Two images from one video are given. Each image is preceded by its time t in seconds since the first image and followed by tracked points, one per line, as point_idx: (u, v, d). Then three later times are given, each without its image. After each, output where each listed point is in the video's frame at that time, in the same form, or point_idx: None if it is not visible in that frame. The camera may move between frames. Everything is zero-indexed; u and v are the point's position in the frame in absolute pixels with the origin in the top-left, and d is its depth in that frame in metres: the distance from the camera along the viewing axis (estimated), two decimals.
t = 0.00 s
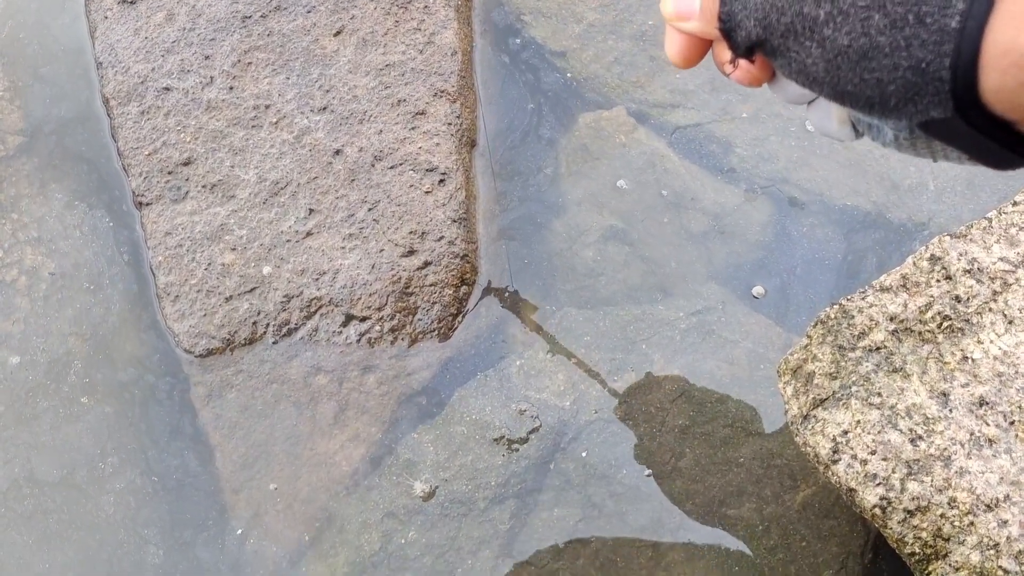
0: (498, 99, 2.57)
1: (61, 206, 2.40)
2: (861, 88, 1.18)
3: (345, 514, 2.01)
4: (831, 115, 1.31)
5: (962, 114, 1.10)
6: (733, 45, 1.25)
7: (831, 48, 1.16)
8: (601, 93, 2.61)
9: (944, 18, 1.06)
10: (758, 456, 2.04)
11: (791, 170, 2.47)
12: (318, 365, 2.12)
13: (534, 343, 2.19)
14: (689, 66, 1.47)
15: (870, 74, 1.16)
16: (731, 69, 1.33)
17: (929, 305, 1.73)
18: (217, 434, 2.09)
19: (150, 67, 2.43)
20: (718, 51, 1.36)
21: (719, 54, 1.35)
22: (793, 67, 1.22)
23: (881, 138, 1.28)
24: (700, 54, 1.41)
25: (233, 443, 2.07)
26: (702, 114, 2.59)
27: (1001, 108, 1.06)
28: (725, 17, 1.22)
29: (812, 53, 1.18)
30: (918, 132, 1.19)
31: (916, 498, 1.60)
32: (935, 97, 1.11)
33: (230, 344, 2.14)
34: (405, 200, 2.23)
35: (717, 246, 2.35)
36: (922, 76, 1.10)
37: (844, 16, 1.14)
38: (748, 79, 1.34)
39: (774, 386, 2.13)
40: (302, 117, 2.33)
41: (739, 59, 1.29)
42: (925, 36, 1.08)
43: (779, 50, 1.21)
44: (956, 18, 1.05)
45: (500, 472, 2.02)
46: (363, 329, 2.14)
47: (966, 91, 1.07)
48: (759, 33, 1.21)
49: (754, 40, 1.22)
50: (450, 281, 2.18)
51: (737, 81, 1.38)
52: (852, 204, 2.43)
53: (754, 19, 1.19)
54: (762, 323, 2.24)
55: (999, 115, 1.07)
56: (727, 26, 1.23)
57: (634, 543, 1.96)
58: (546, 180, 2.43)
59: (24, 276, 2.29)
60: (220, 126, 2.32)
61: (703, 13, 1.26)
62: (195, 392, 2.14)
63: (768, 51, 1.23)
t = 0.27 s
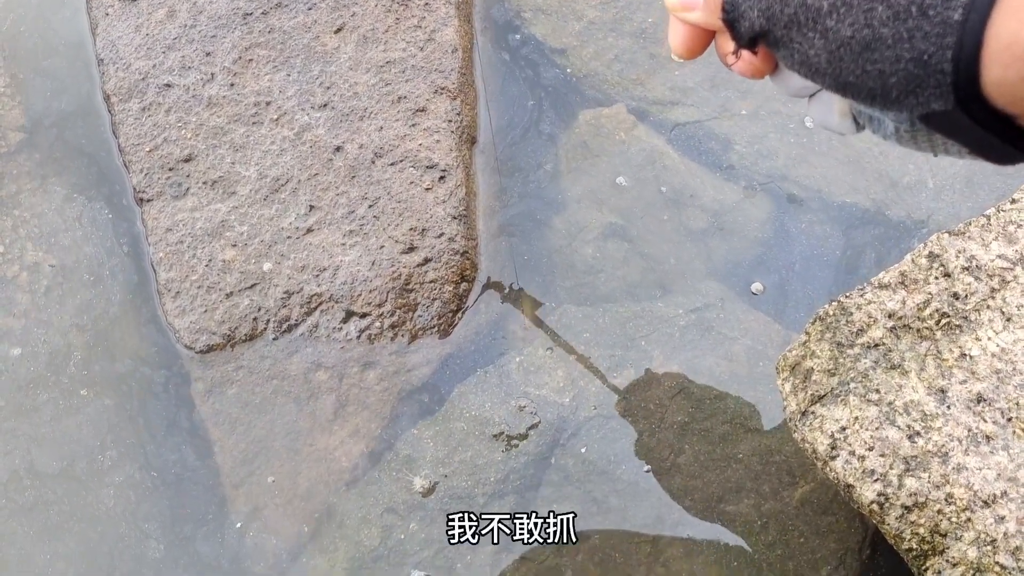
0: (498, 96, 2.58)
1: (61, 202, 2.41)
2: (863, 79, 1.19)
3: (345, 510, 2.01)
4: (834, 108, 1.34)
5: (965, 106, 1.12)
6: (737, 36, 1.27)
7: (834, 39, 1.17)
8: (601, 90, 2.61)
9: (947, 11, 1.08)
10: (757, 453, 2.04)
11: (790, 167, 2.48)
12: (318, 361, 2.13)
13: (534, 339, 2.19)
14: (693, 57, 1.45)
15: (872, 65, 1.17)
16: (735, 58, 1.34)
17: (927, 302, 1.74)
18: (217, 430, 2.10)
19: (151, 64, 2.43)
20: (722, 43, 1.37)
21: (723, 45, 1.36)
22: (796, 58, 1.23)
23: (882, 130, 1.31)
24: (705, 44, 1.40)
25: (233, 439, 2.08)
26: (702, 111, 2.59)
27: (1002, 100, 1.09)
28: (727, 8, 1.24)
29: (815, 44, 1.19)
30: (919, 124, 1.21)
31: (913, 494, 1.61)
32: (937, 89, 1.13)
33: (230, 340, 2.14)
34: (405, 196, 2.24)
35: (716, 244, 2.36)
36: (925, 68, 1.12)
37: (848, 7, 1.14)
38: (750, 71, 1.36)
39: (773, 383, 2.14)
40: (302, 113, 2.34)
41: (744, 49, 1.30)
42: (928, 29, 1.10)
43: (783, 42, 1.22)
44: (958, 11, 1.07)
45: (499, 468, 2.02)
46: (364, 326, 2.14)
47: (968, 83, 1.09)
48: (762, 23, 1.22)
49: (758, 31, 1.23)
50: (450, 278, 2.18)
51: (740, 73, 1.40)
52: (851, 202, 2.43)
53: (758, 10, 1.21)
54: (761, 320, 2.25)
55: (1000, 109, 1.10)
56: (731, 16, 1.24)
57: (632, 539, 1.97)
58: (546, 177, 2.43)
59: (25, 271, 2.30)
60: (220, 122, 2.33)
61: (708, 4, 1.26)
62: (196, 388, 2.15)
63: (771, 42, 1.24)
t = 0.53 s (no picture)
0: (497, 94, 2.58)
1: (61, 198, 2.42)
2: (866, 75, 1.06)
3: (343, 506, 2.02)
4: (836, 104, 1.21)
5: (967, 106, 0.99)
6: (738, 29, 1.15)
7: (836, 34, 1.05)
8: (600, 88, 2.61)
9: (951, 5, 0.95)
10: (754, 450, 2.05)
11: (788, 166, 2.48)
12: (317, 358, 2.13)
13: (532, 337, 2.20)
14: (693, 51, 1.29)
15: (875, 61, 1.05)
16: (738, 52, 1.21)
17: (924, 300, 1.74)
18: (216, 427, 2.10)
19: (151, 61, 2.44)
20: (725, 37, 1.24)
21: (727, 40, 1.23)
22: (797, 53, 1.11)
23: (884, 128, 1.18)
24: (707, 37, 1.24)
25: (232, 435, 2.09)
26: (700, 109, 2.59)
27: (1006, 101, 0.95)
28: None
29: (817, 39, 1.07)
30: (921, 121, 1.08)
31: (909, 492, 1.61)
32: (940, 86, 1.00)
33: (229, 338, 2.15)
34: (404, 194, 2.24)
35: (714, 242, 2.36)
36: (927, 66, 0.99)
37: None
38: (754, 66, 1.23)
39: (770, 381, 2.14)
40: (301, 111, 2.34)
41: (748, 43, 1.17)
42: (931, 24, 0.97)
43: (783, 36, 1.10)
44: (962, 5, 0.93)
45: (497, 465, 2.03)
46: (362, 323, 2.15)
47: (970, 81, 0.96)
48: (763, 17, 1.10)
49: (759, 25, 1.12)
50: (448, 275, 2.19)
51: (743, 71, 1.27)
52: (849, 200, 2.43)
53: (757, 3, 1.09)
54: (758, 318, 2.25)
55: (1004, 108, 0.96)
56: (732, 9, 1.13)
57: (630, 536, 1.98)
58: (544, 175, 2.43)
59: (24, 269, 2.30)
60: (219, 120, 2.33)
61: None
62: (194, 385, 2.15)
63: (772, 36, 1.12)
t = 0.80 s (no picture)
0: (495, 94, 2.58)
1: (60, 198, 2.42)
2: (869, 81, 1.14)
3: (342, 505, 2.03)
4: (840, 109, 1.28)
5: (971, 110, 1.07)
6: (743, 33, 1.22)
7: (840, 39, 1.13)
8: (598, 88, 2.62)
9: (954, 13, 1.02)
10: (751, 449, 2.05)
11: (786, 166, 2.49)
12: (316, 357, 2.14)
13: (530, 336, 2.20)
14: (700, 56, 1.40)
15: (878, 67, 1.12)
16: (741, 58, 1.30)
17: (919, 300, 1.75)
18: (215, 426, 2.11)
19: (151, 62, 2.44)
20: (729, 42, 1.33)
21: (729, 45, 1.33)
22: (803, 58, 1.19)
23: (887, 133, 1.24)
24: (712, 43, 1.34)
25: (231, 434, 2.10)
26: (698, 109, 2.60)
27: (1007, 105, 1.03)
28: (734, 6, 1.20)
29: (821, 45, 1.15)
30: (924, 126, 1.16)
31: (904, 491, 1.62)
32: (943, 92, 1.07)
33: (228, 337, 2.16)
34: (402, 194, 2.25)
35: (712, 242, 2.37)
36: (930, 71, 1.06)
37: (854, 8, 1.10)
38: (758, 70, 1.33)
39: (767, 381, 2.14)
40: (300, 111, 2.35)
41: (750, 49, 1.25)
42: (934, 31, 1.04)
43: (788, 41, 1.18)
44: (965, 14, 1.01)
45: (495, 464, 2.04)
46: (361, 322, 2.15)
47: (973, 87, 1.04)
48: (768, 22, 1.18)
49: (764, 30, 1.19)
50: (446, 275, 2.20)
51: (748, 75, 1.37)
52: (847, 200, 2.44)
53: (764, 9, 1.17)
54: (755, 318, 2.26)
55: (1005, 113, 1.05)
56: (737, 15, 1.20)
57: (627, 535, 1.99)
58: (543, 175, 2.44)
59: (24, 267, 2.31)
60: (219, 120, 2.34)
61: None
62: (194, 384, 2.16)
63: (777, 41, 1.20)
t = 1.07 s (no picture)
0: (494, 96, 2.59)
1: (60, 199, 2.43)
2: (874, 108, 1.14)
3: (341, 506, 2.03)
4: (846, 134, 1.31)
5: (975, 137, 1.02)
6: (749, 64, 1.30)
7: (845, 68, 1.14)
8: (596, 90, 2.63)
9: (956, 40, 1.00)
10: (750, 450, 2.06)
11: (784, 167, 2.49)
12: (315, 358, 2.15)
13: (529, 337, 2.21)
14: (705, 86, 1.60)
15: (882, 94, 1.12)
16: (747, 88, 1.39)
17: (916, 301, 1.76)
18: (215, 426, 2.12)
19: (150, 64, 2.45)
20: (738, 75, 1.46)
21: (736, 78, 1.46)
22: (809, 87, 1.22)
23: (894, 158, 1.24)
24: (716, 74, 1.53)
25: (231, 435, 2.10)
26: (697, 110, 2.60)
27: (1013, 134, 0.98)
28: (742, 37, 1.27)
29: (826, 73, 1.17)
30: (932, 152, 1.12)
31: (901, 492, 1.62)
32: (946, 118, 1.04)
33: (228, 338, 2.17)
34: (401, 196, 2.26)
35: (710, 243, 2.37)
36: (933, 98, 1.04)
37: (858, 37, 1.12)
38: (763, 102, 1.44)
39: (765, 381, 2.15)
40: (300, 113, 2.35)
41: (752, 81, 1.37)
42: (937, 58, 1.03)
43: (794, 70, 1.22)
44: (967, 40, 0.99)
45: (494, 465, 2.04)
46: (360, 324, 2.16)
47: (976, 112, 1.00)
48: (774, 52, 1.23)
49: (771, 60, 1.24)
50: (445, 277, 2.20)
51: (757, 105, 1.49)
52: (845, 201, 2.44)
53: (770, 40, 1.22)
54: (754, 319, 2.26)
55: (1009, 139, 0.99)
56: (744, 45, 1.28)
57: (626, 536, 1.99)
58: (541, 177, 2.45)
59: (25, 269, 2.31)
60: (219, 122, 2.34)
61: (717, 32, 1.36)
62: (194, 385, 2.17)
63: (785, 71, 1.24)
